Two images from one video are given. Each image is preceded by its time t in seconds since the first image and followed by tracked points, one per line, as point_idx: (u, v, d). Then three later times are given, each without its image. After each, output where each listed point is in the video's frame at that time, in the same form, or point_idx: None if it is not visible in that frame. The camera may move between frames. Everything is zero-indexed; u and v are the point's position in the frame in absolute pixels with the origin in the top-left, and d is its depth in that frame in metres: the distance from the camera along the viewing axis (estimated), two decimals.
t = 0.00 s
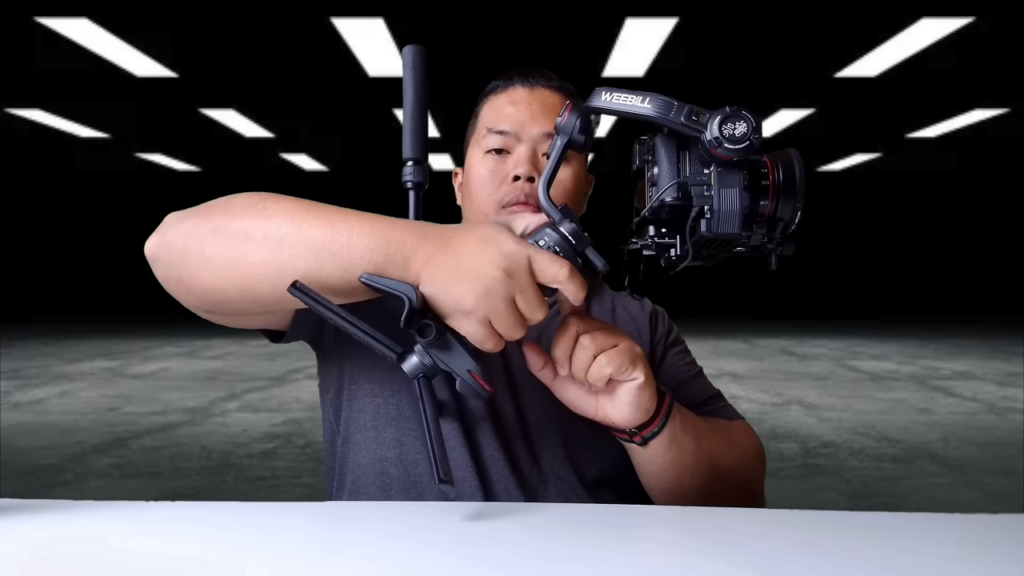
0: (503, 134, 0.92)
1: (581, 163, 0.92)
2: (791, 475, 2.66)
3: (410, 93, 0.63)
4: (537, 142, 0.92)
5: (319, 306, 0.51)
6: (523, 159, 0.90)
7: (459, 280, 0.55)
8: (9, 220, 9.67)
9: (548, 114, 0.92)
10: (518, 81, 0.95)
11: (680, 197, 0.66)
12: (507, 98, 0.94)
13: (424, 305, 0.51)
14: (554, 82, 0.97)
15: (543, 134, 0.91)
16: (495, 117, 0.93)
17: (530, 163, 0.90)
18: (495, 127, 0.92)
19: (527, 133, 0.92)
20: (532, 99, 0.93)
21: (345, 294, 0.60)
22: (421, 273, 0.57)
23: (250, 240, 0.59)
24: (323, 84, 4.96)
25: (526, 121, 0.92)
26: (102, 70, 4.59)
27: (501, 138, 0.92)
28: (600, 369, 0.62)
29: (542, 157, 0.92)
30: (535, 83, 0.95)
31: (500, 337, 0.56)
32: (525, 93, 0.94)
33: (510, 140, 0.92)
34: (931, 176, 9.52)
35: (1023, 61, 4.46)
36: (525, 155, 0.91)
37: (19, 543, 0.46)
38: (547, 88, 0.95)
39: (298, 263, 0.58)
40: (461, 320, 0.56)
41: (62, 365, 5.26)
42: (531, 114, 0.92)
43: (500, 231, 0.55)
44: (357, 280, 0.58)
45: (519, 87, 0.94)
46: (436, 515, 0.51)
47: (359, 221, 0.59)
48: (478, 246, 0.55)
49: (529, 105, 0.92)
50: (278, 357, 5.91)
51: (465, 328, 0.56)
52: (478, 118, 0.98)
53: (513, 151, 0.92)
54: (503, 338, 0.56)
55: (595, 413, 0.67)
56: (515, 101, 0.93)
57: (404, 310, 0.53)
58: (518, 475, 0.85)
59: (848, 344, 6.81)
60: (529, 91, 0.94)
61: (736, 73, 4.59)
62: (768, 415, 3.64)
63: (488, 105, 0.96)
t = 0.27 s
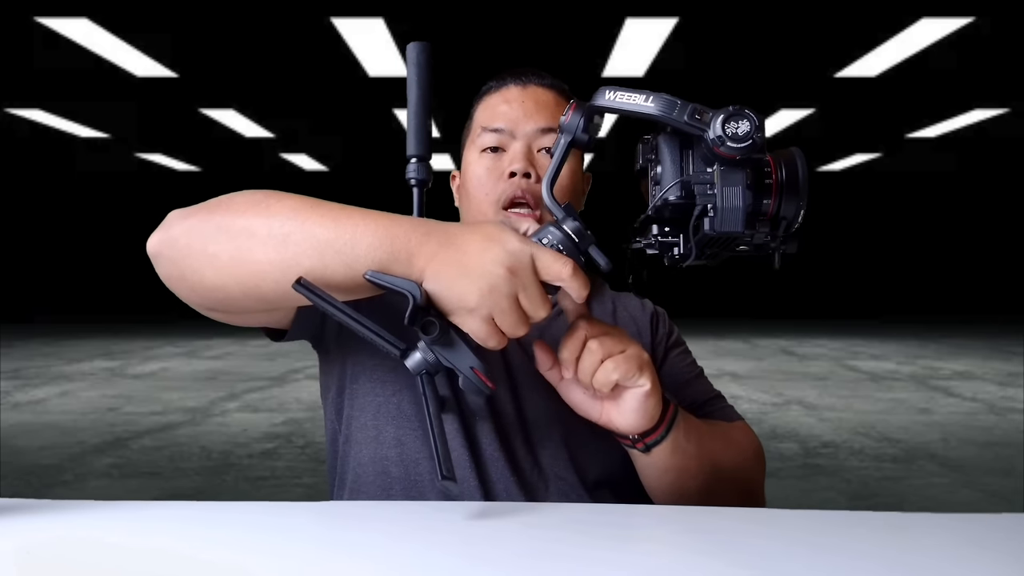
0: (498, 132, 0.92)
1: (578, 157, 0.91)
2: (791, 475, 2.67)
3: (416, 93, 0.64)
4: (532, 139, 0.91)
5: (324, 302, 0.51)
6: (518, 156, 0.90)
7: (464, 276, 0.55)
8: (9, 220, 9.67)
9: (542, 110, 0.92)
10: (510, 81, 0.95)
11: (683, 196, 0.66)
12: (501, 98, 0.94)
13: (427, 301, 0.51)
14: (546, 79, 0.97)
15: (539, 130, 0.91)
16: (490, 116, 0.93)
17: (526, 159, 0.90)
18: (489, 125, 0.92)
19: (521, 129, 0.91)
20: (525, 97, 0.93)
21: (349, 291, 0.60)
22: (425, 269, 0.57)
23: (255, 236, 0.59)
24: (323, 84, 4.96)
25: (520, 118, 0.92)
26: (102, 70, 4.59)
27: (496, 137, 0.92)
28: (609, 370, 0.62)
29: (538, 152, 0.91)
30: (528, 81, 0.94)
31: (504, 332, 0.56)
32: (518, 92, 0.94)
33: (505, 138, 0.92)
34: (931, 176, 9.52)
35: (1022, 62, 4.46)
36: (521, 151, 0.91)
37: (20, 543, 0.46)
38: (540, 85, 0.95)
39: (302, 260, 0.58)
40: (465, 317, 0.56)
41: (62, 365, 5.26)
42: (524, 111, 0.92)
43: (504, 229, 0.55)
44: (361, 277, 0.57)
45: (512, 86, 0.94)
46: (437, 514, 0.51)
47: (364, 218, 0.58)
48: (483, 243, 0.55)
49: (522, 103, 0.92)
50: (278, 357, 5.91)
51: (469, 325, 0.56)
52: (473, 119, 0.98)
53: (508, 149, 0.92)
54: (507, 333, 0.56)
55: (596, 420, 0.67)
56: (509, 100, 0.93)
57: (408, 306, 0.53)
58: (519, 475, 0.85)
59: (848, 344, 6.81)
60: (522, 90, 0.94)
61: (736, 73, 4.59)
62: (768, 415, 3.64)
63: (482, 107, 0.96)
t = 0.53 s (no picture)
0: (496, 130, 0.92)
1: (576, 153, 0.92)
2: (790, 475, 2.67)
3: (410, 91, 0.63)
4: (530, 135, 0.92)
5: (319, 302, 0.51)
6: (516, 153, 0.91)
7: (458, 274, 0.55)
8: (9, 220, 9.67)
9: (538, 108, 0.93)
10: (506, 80, 0.95)
11: (679, 193, 0.66)
12: (497, 96, 0.94)
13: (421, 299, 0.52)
14: (541, 77, 0.97)
15: (536, 127, 0.92)
16: (486, 116, 0.93)
17: (524, 157, 0.90)
18: (487, 123, 0.93)
19: (519, 127, 0.92)
20: (522, 94, 0.93)
21: (345, 291, 0.60)
22: (421, 268, 0.57)
23: (251, 240, 0.59)
24: (323, 84, 4.96)
25: (517, 116, 0.92)
26: (102, 70, 4.59)
27: (493, 134, 0.92)
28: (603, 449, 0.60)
29: (535, 150, 0.91)
30: (523, 80, 0.95)
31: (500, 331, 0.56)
32: (514, 90, 0.94)
33: (502, 136, 0.92)
34: (931, 176, 9.52)
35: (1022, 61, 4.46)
36: (519, 148, 0.91)
37: (19, 543, 0.46)
38: (536, 83, 0.95)
39: (298, 261, 0.58)
40: (461, 317, 0.56)
41: (62, 365, 5.26)
42: (521, 109, 0.92)
43: (498, 230, 0.55)
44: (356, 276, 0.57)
45: (507, 85, 0.94)
46: (435, 514, 0.51)
47: (359, 218, 0.59)
48: (479, 242, 0.55)
49: (518, 101, 0.92)
50: (278, 357, 5.91)
51: (464, 324, 0.56)
52: (468, 119, 0.99)
53: (506, 146, 0.92)
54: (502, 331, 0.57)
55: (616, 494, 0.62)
56: (505, 98, 0.93)
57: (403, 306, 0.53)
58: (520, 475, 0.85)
59: (848, 344, 6.81)
60: (517, 88, 0.94)
61: (736, 73, 4.59)
62: (768, 415, 3.64)
63: (478, 106, 0.96)
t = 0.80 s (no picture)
0: (495, 130, 0.92)
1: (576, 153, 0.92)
2: (791, 475, 2.67)
3: (411, 94, 0.63)
4: (529, 135, 0.92)
5: (320, 305, 0.51)
6: (516, 153, 0.91)
7: (461, 277, 0.55)
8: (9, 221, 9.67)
9: (539, 108, 0.93)
10: (505, 79, 0.95)
11: (676, 199, 0.66)
12: (496, 96, 0.94)
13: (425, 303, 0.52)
14: (541, 76, 0.97)
15: (536, 126, 0.92)
16: (485, 115, 0.93)
17: (523, 156, 0.90)
18: (486, 123, 0.93)
19: (519, 126, 0.92)
20: (521, 94, 0.93)
21: (345, 294, 0.60)
22: (422, 270, 0.57)
23: (251, 243, 0.59)
24: (323, 84, 4.96)
25: (516, 115, 0.92)
26: (102, 70, 4.59)
27: (492, 134, 0.92)
28: (596, 501, 0.61)
29: (535, 150, 0.92)
30: (523, 79, 0.94)
31: (504, 334, 0.56)
32: (513, 90, 0.94)
33: (502, 135, 0.92)
34: (931, 176, 9.52)
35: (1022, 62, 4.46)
36: (518, 148, 0.91)
37: (18, 542, 0.46)
38: (535, 82, 0.95)
39: (298, 264, 0.58)
40: (462, 320, 0.56)
41: (62, 365, 5.26)
42: (520, 109, 0.92)
43: (501, 233, 0.55)
44: (357, 279, 0.58)
45: (507, 84, 0.94)
46: (436, 515, 0.51)
47: (359, 222, 0.59)
48: (481, 244, 0.55)
49: (518, 100, 0.92)
50: (278, 357, 5.91)
51: (466, 327, 0.56)
52: (468, 117, 0.98)
53: (505, 146, 0.92)
54: (506, 335, 0.56)
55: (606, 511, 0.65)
56: (504, 97, 0.93)
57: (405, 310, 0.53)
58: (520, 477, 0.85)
59: (848, 344, 6.81)
60: (517, 88, 0.94)
61: (736, 72, 4.59)
62: (768, 415, 3.64)
63: (478, 105, 0.96)
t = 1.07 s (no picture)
0: (495, 130, 0.92)
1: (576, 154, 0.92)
2: (791, 475, 2.66)
3: (410, 98, 0.63)
4: (529, 135, 0.92)
5: (318, 307, 0.51)
6: (516, 153, 0.91)
7: (458, 282, 0.55)
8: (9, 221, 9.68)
9: (539, 108, 0.92)
10: (505, 78, 0.95)
11: (672, 210, 0.65)
12: (497, 95, 0.93)
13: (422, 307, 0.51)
14: (541, 76, 0.97)
15: (536, 126, 0.91)
16: (486, 114, 0.93)
17: (523, 157, 0.90)
18: (486, 122, 0.93)
19: (519, 126, 0.92)
20: (522, 94, 0.93)
21: (342, 297, 0.60)
22: (419, 274, 0.57)
23: (249, 244, 0.59)
24: (323, 84, 4.96)
25: (517, 115, 0.92)
26: (102, 70, 4.60)
27: (492, 133, 0.92)
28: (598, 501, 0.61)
29: (535, 150, 0.92)
30: (523, 79, 0.94)
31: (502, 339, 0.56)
32: (513, 90, 0.93)
33: (502, 135, 0.92)
34: (931, 176, 9.52)
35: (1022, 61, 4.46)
36: (518, 148, 0.91)
37: (18, 543, 0.46)
38: (535, 82, 0.95)
39: (296, 266, 0.58)
40: (459, 324, 0.55)
41: (62, 365, 5.26)
42: (521, 109, 0.92)
43: (499, 239, 0.55)
44: (355, 282, 0.58)
45: (507, 84, 0.94)
46: (433, 515, 0.51)
47: (357, 225, 0.59)
48: (477, 249, 0.55)
49: (518, 100, 0.92)
50: (278, 357, 5.91)
51: (462, 331, 0.55)
52: (468, 118, 0.98)
53: (505, 146, 0.92)
54: (503, 339, 0.56)
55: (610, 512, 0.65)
56: (504, 97, 0.93)
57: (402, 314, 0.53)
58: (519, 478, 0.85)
59: (848, 344, 6.81)
60: (517, 88, 0.93)
61: (735, 72, 4.59)
62: (768, 415, 3.64)
63: (478, 105, 0.96)
